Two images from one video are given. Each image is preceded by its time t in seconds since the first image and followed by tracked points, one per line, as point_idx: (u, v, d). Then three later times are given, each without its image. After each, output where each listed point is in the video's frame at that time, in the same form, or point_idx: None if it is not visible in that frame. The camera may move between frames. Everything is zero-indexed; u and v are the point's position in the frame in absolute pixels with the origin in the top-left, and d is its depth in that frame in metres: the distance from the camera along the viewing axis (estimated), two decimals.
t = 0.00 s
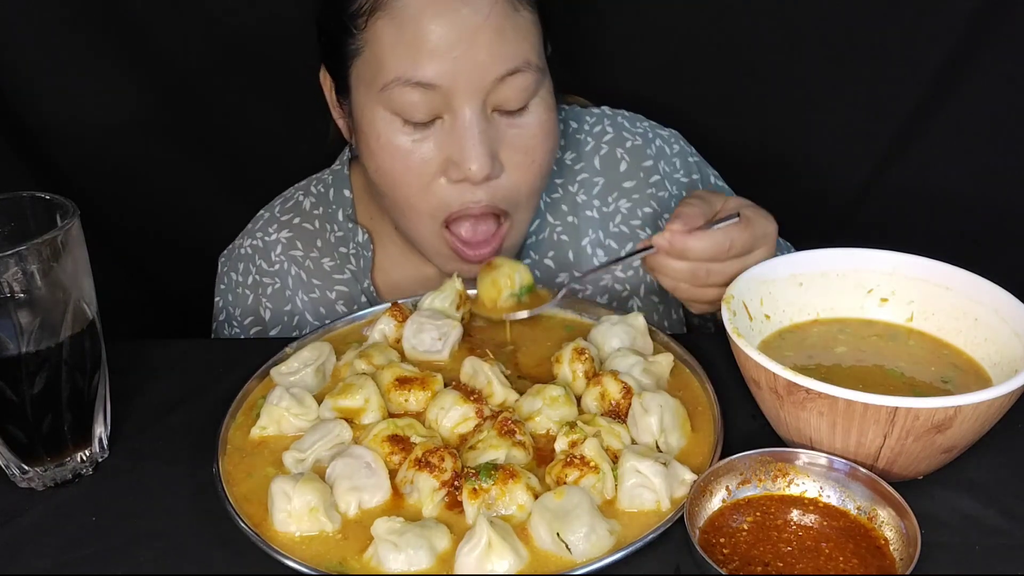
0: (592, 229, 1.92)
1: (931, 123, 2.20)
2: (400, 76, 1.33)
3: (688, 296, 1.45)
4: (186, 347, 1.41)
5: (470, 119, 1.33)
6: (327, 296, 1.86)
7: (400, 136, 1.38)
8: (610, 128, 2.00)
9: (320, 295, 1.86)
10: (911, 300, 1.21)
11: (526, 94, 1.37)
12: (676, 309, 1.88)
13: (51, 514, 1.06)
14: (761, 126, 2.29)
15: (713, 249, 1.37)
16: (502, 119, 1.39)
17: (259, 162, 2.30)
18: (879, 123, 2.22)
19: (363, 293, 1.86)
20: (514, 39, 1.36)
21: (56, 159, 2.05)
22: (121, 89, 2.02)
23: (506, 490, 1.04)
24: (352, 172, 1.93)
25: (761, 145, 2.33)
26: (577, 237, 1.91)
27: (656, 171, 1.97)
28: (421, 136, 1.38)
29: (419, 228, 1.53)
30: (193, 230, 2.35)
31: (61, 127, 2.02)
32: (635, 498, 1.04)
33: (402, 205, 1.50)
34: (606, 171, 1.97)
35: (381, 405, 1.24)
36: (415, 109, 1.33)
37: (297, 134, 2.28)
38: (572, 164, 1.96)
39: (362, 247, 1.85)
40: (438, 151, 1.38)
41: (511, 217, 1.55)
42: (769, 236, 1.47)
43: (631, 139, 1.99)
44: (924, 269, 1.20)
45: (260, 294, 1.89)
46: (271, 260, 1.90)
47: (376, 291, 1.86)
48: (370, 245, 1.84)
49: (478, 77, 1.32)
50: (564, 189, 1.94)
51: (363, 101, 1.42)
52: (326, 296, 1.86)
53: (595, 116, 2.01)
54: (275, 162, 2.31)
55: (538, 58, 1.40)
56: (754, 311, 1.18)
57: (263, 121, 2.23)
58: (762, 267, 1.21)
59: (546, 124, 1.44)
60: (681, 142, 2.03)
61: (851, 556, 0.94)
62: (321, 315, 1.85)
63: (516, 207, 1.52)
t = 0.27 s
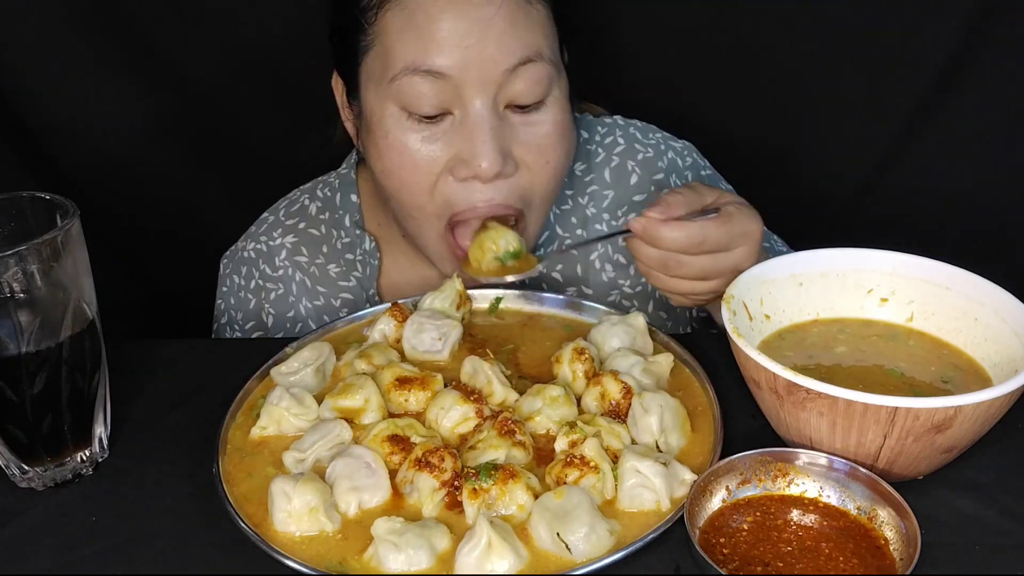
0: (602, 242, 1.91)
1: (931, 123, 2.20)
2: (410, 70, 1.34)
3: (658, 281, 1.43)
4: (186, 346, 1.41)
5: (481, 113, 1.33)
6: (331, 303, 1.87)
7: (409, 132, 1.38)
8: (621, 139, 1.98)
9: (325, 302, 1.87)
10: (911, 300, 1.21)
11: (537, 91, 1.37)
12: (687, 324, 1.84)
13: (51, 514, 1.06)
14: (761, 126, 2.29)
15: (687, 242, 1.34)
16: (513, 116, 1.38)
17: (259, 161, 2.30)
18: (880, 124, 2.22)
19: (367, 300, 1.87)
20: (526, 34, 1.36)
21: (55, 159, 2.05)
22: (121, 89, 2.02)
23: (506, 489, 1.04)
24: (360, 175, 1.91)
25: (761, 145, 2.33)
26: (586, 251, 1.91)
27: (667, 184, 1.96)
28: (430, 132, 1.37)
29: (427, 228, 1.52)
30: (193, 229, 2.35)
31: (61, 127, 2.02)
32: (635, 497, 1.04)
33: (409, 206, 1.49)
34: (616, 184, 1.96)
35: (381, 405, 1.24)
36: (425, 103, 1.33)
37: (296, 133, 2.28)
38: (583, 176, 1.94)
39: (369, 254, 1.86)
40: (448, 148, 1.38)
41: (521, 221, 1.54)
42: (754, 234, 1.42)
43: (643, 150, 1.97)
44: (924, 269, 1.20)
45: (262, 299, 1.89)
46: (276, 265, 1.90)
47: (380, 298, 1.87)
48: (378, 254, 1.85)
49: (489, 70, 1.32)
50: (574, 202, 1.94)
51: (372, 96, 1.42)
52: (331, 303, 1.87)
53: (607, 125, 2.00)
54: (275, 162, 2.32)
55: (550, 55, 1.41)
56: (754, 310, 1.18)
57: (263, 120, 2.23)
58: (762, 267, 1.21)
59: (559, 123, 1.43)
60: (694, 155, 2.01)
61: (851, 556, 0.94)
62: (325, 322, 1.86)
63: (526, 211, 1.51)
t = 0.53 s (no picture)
0: (596, 237, 1.91)
1: (931, 123, 2.20)
2: (421, 73, 1.34)
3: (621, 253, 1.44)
4: (186, 347, 1.41)
5: (488, 122, 1.33)
6: (330, 301, 1.88)
7: (415, 136, 1.38)
8: (617, 134, 1.98)
9: (323, 301, 1.88)
10: (911, 300, 1.21)
11: (546, 102, 1.38)
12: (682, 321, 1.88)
13: (51, 514, 1.06)
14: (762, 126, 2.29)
15: (652, 215, 1.34)
16: (521, 126, 1.39)
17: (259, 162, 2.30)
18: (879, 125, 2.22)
19: (364, 299, 1.88)
20: (540, 45, 1.36)
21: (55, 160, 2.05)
22: (121, 89, 2.02)
23: (506, 490, 1.04)
24: (360, 174, 1.91)
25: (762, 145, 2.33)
26: (581, 246, 1.91)
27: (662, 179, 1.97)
28: (437, 138, 1.37)
29: (427, 236, 1.52)
30: (193, 230, 2.35)
31: (61, 127, 2.01)
32: (635, 497, 1.04)
33: (412, 211, 1.48)
34: (610, 179, 1.96)
35: (381, 405, 1.24)
36: (434, 108, 1.33)
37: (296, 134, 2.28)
38: (579, 171, 1.94)
39: (367, 252, 1.86)
40: (454, 155, 1.38)
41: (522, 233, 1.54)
42: (723, 214, 1.41)
43: (638, 145, 1.98)
44: (924, 269, 1.20)
45: (261, 298, 1.89)
46: (275, 263, 1.90)
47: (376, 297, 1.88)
48: (375, 251, 1.85)
49: (499, 79, 1.32)
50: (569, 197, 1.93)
51: (380, 98, 1.42)
52: (329, 302, 1.88)
53: (603, 120, 1.99)
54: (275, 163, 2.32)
55: (562, 67, 1.41)
56: (754, 311, 1.18)
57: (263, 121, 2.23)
58: (762, 267, 1.21)
59: (566, 135, 1.44)
60: (689, 149, 2.02)
61: (851, 556, 0.94)
62: (323, 321, 1.87)
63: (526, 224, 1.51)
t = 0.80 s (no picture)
0: (593, 228, 1.90)
1: (931, 123, 2.20)
2: (430, 71, 1.34)
3: (632, 204, 1.39)
4: (186, 346, 1.41)
5: (495, 123, 1.34)
6: (327, 294, 1.87)
7: (421, 132, 1.38)
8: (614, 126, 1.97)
9: (320, 293, 1.87)
10: (911, 300, 1.21)
11: (552, 105, 1.38)
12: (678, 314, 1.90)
13: (51, 514, 1.06)
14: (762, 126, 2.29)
15: (660, 143, 1.33)
16: (525, 127, 1.39)
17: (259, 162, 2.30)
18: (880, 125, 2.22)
19: (362, 291, 1.87)
20: (548, 49, 1.36)
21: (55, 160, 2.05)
22: (121, 89, 2.02)
23: (506, 489, 1.04)
24: (359, 169, 1.89)
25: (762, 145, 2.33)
26: (578, 236, 1.89)
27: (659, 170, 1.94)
28: (443, 135, 1.37)
29: (427, 227, 1.52)
30: (193, 230, 2.35)
31: (61, 127, 2.01)
32: (635, 497, 1.04)
33: (413, 202, 1.49)
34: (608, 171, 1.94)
35: (381, 405, 1.24)
36: (442, 107, 1.33)
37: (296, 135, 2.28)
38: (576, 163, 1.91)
39: (364, 244, 1.85)
40: (458, 152, 1.38)
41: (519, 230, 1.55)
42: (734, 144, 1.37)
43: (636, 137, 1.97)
44: (924, 269, 1.20)
45: (260, 291, 1.90)
46: (274, 256, 1.90)
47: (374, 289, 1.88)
48: (372, 243, 1.84)
49: (509, 82, 1.32)
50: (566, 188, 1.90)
51: (387, 91, 1.41)
52: (326, 294, 1.87)
53: (601, 114, 1.98)
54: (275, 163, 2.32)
55: (568, 71, 1.41)
56: (754, 311, 1.18)
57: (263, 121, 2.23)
58: (763, 267, 1.21)
59: (568, 137, 1.44)
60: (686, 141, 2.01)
61: (851, 556, 0.94)
62: (320, 313, 1.87)
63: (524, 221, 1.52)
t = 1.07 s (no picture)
0: (601, 224, 1.88)
1: (931, 124, 2.20)
2: (430, 63, 1.34)
3: (700, 195, 1.35)
4: (186, 347, 1.41)
5: (493, 115, 1.33)
6: (332, 286, 1.86)
7: (420, 122, 1.38)
8: (623, 126, 1.98)
9: (326, 286, 1.86)
10: (911, 300, 1.21)
11: (550, 98, 1.38)
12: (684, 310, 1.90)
13: (51, 514, 1.06)
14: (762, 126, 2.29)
15: (738, 130, 1.29)
16: (524, 120, 1.39)
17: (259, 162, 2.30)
18: (880, 125, 2.22)
19: (368, 283, 1.85)
20: (547, 43, 1.36)
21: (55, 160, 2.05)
22: (121, 89, 2.02)
23: (506, 490, 1.04)
24: (364, 164, 1.89)
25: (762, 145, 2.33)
26: (586, 232, 1.88)
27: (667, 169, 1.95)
28: (442, 126, 1.37)
29: (427, 215, 1.53)
30: (193, 230, 2.35)
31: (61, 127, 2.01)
32: (635, 497, 1.04)
33: (413, 191, 1.49)
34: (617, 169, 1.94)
35: (381, 405, 1.24)
36: (440, 98, 1.33)
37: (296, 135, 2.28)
38: (584, 160, 1.93)
39: (370, 237, 1.84)
40: (457, 143, 1.38)
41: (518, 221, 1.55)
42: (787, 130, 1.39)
43: (644, 137, 1.97)
44: (924, 269, 1.21)
45: (266, 284, 1.89)
46: (279, 249, 1.89)
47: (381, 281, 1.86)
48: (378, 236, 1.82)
49: (508, 75, 1.32)
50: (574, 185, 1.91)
51: (388, 81, 1.41)
52: (332, 287, 1.86)
53: (610, 113, 1.99)
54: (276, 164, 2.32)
55: (568, 64, 1.41)
56: (754, 310, 1.18)
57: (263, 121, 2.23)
58: (763, 267, 1.21)
59: (566, 130, 1.44)
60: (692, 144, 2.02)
61: (851, 556, 0.94)
62: (325, 305, 1.87)
63: (523, 212, 1.52)
